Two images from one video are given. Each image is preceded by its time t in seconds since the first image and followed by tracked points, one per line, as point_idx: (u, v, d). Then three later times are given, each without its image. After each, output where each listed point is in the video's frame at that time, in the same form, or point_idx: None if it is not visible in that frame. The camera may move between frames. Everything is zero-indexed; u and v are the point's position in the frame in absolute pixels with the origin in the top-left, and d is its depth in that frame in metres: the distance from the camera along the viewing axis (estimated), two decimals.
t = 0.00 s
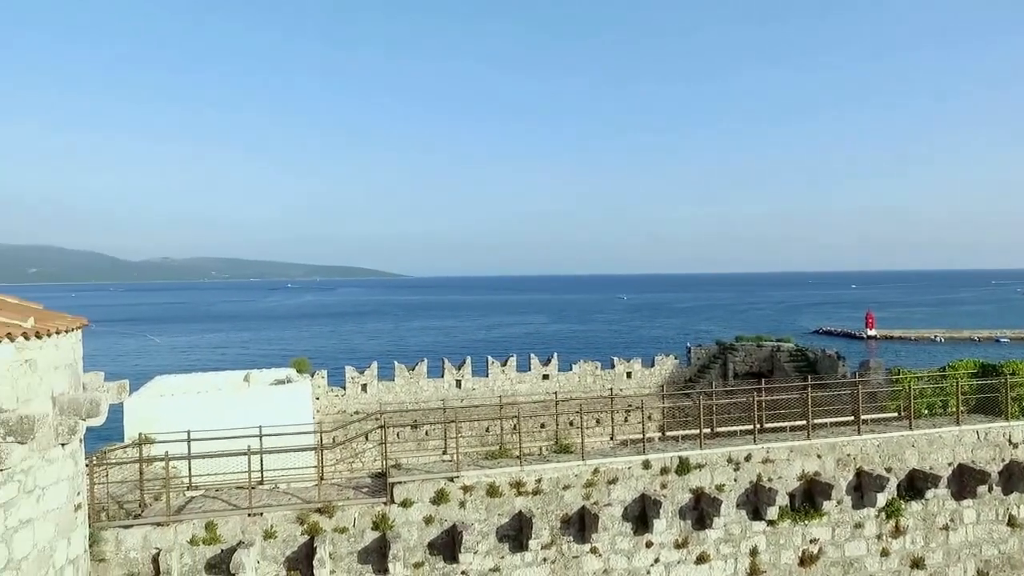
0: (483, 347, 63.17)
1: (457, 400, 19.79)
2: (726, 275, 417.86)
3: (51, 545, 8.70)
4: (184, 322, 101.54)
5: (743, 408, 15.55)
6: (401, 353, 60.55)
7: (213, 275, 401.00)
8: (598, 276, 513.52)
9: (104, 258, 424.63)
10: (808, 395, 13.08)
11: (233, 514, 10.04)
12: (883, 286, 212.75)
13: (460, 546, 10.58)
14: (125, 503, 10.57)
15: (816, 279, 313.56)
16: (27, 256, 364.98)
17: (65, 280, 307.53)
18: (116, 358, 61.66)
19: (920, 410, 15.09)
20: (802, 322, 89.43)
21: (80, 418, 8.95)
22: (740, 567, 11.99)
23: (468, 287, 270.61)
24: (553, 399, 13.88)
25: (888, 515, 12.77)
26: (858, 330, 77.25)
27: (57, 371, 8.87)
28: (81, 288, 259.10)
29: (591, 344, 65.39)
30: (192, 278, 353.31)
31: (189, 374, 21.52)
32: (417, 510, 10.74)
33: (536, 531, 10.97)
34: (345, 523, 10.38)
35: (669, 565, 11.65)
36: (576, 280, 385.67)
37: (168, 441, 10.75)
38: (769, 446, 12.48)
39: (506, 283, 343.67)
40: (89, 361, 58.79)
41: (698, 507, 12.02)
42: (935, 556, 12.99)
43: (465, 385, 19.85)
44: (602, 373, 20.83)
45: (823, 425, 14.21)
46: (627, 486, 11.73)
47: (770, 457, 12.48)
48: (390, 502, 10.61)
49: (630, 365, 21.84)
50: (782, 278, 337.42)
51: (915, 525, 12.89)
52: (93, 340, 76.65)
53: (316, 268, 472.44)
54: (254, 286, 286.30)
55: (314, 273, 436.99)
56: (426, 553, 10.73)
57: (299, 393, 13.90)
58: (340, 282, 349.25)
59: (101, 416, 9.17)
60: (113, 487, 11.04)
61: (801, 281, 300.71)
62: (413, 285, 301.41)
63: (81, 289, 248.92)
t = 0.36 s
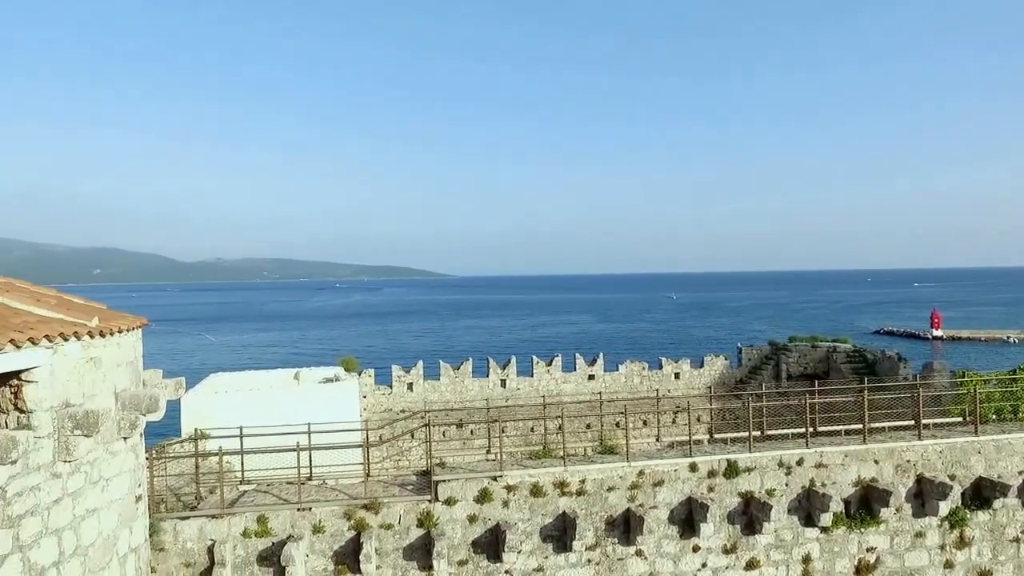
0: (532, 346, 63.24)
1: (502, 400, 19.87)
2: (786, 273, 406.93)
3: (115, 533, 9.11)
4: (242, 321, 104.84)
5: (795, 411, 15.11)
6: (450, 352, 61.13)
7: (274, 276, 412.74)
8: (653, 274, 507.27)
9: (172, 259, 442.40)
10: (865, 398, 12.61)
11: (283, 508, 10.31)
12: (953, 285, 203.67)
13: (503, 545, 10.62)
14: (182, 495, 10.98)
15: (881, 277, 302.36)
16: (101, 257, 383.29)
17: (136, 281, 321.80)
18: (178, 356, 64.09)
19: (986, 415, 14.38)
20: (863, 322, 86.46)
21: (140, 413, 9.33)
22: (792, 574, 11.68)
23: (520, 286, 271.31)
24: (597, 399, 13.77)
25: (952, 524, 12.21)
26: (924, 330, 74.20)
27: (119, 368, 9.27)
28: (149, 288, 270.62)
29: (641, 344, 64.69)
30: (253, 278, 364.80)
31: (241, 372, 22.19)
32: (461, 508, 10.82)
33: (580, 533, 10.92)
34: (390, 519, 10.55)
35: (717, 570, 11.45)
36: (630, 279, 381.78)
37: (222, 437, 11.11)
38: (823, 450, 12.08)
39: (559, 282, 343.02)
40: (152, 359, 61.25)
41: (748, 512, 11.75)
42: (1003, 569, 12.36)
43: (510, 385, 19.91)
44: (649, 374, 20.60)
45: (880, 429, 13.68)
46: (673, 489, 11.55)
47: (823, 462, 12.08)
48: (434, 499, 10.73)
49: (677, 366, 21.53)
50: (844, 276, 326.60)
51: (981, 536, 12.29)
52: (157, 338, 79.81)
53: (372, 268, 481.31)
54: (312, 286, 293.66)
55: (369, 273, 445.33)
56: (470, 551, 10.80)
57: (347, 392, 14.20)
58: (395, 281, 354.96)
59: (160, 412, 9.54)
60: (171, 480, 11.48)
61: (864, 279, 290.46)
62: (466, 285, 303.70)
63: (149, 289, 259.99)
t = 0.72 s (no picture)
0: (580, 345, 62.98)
1: (547, 399, 19.84)
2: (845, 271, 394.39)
3: (171, 524, 9.41)
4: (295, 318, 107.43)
5: (850, 415, 14.61)
6: (498, 350, 61.39)
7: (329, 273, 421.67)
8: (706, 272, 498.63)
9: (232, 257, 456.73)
10: (924, 402, 12.09)
11: (330, 503, 10.52)
12: None
13: (547, 545, 10.59)
14: (234, 488, 11.31)
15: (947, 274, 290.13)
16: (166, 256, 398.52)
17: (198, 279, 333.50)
18: (235, 352, 66.09)
19: None
20: (924, 321, 83.19)
21: (194, 409, 9.63)
22: None
23: (570, 284, 270.41)
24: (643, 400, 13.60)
25: (1020, 537, 11.61)
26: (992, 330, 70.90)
27: (176, 365, 9.56)
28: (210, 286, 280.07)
29: (692, 343, 63.70)
30: (309, 276, 373.63)
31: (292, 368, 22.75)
32: (504, 508, 10.86)
33: (624, 535, 10.79)
34: (434, 517, 10.66)
35: None
36: (683, 276, 376.07)
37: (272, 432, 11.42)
38: (879, 455, 11.64)
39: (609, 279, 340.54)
40: (211, 355, 63.34)
41: (799, 518, 11.43)
42: None
43: (555, 384, 19.86)
44: (697, 375, 20.26)
45: (942, 435, 13.11)
46: (721, 493, 11.34)
47: (880, 467, 11.64)
48: (478, 498, 10.78)
49: (726, 366, 21.11)
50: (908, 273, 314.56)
51: None
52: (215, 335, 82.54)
53: (424, 266, 487.06)
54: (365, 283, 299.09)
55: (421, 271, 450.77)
56: (513, 550, 10.81)
57: (393, 389, 14.40)
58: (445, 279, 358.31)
59: (214, 407, 9.81)
60: (224, 473, 11.84)
61: (929, 276, 279.15)
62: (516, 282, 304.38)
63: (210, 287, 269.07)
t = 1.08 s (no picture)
0: (629, 345, 62.45)
1: (594, 399, 19.75)
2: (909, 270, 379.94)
3: (224, 515, 9.71)
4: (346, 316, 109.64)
5: (909, 420, 14.11)
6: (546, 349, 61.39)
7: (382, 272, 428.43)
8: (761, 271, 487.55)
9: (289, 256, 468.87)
10: (988, 408, 11.58)
11: (377, 499, 10.71)
12: None
13: (591, 546, 10.55)
14: (285, 481, 11.61)
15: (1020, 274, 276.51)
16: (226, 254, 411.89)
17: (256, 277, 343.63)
18: (289, 349, 67.83)
19: None
20: (993, 324, 79.56)
21: (247, 404, 9.89)
22: None
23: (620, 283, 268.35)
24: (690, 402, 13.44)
25: None
26: None
27: (229, 361, 9.85)
28: (268, 284, 288.31)
29: (744, 343, 62.44)
30: (362, 275, 380.73)
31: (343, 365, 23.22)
32: (548, 507, 10.89)
33: (669, 538, 10.66)
34: (478, 514, 10.74)
35: None
36: (737, 275, 368.71)
37: (321, 428, 11.69)
38: (939, 463, 11.21)
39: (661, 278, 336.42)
40: (266, 351, 65.20)
41: (852, 525, 11.09)
42: None
43: (602, 384, 19.75)
44: (748, 376, 19.87)
45: (1008, 443, 12.53)
46: (770, 498, 11.11)
47: (939, 475, 11.21)
48: (521, 497, 10.84)
49: (779, 368, 20.63)
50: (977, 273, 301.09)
51: None
52: (270, 332, 84.91)
53: (475, 264, 490.35)
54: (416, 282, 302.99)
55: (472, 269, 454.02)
56: (557, 550, 10.80)
57: (440, 388, 14.56)
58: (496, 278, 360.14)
59: (265, 403, 10.07)
60: (275, 467, 12.17)
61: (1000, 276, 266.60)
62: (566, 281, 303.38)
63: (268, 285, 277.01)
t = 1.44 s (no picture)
0: (683, 346, 61.56)
1: (645, 400, 19.56)
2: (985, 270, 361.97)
3: (279, 507, 10.03)
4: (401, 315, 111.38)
5: (975, 428, 13.50)
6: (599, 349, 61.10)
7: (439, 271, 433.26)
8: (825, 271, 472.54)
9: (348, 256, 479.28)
10: None
11: (425, 495, 10.86)
12: None
13: (639, 548, 10.46)
14: (338, 476, 11.90)
15: None
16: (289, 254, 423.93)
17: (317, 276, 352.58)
18: (347, 347, 69.36)
19: None
20: None
21: (301, 400, 10.16)
22: None
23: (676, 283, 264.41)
24: (742, 405, 13.18)
25: None
26: None
27: (284, 358, 10.14)
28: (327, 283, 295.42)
29: (804, 345, 60.76)
30: (419, 274, 386.08)
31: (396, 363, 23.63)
32: (595, 508, 10.84)
33: (719, 542, 10.47)
34: (525, 514, 10.79)
35: None
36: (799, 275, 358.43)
37: (373, 424, 11.92)
38: (1007, 474, 10.69)
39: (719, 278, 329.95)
40: (324, 349, 66.86)
41: (912, 536, 10.68)
42: None
43: (654, 386, 19.55)
44: (805, 380, 19.33)
45: None
46: (825, 505, 10.78)
47: (1007, 486, 10.70)
48: (569, 497, 10.83)
49: (838, 372, 20.04)
50: None
51: None
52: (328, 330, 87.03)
53: (530, 264, 491.08)
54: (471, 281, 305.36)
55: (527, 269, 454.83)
56: (604, 551, 10.75)
57: (490, 387, 14.66)
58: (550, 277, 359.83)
59: (318, 399, 10.32)
60: (329, 461, 12.49)
61: None
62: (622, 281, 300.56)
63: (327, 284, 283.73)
